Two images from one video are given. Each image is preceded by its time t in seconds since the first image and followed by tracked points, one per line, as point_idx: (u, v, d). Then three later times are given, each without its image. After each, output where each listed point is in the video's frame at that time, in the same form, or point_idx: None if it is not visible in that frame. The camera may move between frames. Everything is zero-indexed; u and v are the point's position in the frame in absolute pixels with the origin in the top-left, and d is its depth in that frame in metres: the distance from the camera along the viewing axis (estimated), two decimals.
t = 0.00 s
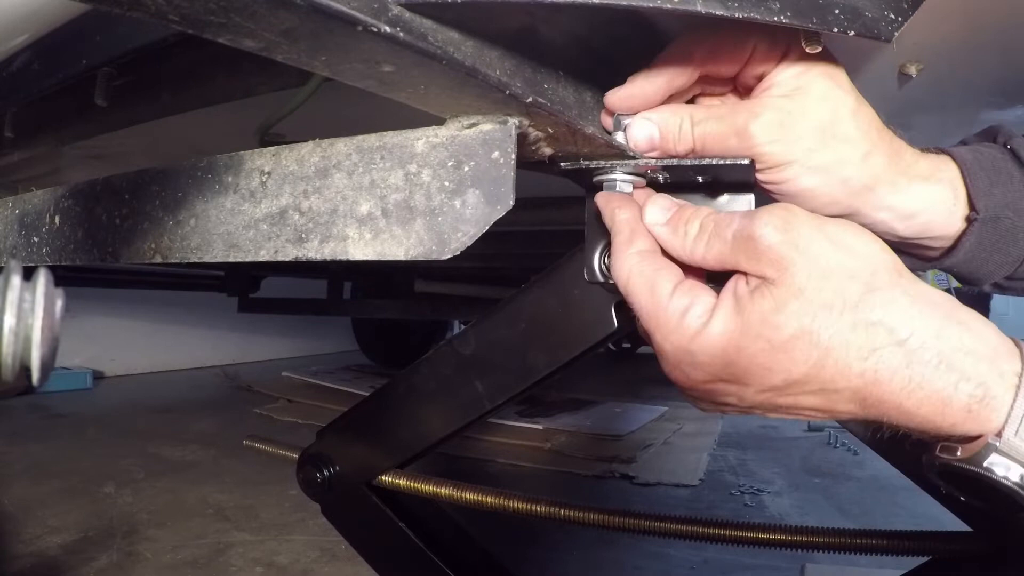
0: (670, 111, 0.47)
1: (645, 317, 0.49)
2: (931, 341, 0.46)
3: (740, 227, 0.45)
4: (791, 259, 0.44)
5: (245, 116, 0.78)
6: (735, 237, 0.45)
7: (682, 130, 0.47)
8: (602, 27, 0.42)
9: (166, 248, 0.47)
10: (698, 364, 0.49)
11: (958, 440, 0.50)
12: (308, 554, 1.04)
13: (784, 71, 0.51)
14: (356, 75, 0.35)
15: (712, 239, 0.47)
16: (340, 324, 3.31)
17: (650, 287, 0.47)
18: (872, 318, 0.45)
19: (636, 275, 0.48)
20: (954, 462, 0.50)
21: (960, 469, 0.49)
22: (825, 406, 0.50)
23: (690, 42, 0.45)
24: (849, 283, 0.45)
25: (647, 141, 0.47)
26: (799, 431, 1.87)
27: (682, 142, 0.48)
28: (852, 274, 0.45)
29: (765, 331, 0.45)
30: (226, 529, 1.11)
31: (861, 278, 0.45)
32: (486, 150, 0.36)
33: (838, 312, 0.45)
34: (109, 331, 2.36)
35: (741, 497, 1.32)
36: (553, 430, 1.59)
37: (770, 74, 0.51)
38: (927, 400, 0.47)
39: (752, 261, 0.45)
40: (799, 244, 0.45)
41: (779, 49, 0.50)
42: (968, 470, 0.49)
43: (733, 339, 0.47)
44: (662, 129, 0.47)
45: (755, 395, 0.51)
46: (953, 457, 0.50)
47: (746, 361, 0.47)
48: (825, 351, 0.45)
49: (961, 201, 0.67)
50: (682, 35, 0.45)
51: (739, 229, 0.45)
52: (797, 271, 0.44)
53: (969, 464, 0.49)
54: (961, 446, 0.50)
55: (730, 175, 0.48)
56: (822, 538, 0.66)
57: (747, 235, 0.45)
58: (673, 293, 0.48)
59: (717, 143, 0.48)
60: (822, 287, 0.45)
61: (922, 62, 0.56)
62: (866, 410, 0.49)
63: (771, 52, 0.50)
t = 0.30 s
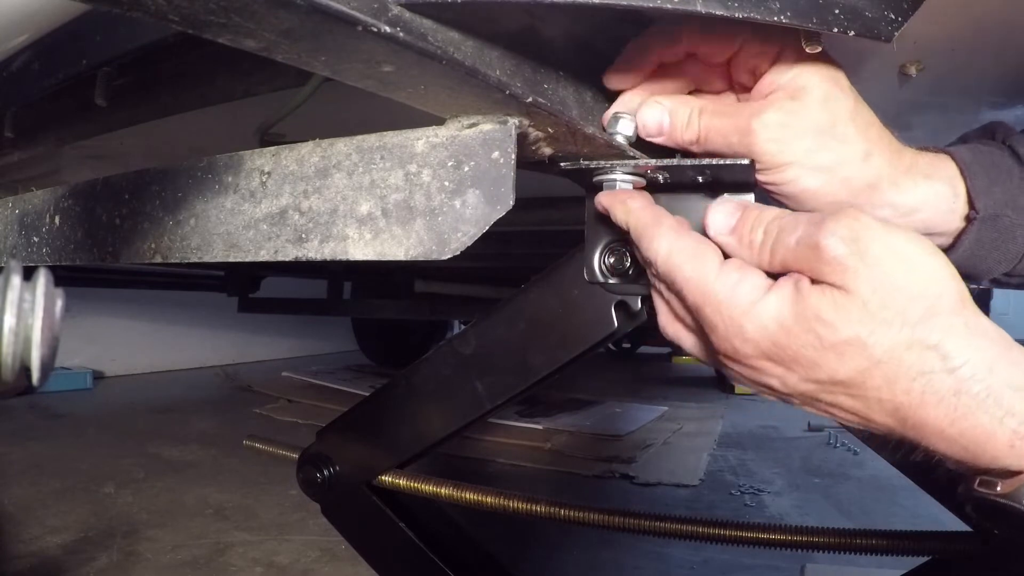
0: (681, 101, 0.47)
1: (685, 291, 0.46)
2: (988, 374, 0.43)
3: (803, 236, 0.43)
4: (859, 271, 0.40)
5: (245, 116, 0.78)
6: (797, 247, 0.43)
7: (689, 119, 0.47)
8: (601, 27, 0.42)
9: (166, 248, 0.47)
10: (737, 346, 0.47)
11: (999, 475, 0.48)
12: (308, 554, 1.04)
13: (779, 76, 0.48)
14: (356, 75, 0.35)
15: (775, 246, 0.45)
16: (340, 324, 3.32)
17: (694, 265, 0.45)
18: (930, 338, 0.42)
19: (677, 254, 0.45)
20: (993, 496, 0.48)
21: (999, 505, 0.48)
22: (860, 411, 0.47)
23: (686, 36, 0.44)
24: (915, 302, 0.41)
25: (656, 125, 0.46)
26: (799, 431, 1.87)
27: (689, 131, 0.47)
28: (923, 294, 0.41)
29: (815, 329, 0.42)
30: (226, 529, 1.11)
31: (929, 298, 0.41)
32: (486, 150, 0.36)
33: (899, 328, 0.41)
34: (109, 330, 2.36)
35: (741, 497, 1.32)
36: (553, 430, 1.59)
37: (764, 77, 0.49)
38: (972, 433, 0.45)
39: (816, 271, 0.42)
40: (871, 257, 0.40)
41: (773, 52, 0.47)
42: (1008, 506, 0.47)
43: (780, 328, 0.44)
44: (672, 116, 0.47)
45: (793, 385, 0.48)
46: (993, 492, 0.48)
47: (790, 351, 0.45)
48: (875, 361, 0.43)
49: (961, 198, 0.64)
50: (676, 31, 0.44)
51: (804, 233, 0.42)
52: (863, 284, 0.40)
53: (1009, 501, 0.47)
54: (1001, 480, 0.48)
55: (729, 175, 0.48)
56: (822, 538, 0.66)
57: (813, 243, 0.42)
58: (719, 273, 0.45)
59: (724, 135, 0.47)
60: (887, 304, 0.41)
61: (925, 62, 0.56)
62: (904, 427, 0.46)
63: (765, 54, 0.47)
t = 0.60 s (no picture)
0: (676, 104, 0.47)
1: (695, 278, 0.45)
2: (1003, 357, 0.43)
3: (818, 215, 0.41)
4: (878, 254, 0.40)
5: (245, 116, 0.78)
6: (812, 226, 0.42)
7: (681, 122, 0.46)
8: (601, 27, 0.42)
9: (166, 248, 0.47)
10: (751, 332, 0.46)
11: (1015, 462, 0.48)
12: (308, 554, 1.04)
13: (764, 68, 0.45)
14: (356, 74, 0.35)
15: (787, 225, 0.43)
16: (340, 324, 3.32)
17: (701, 253, 0.45)
18: (946, 322, 0.42)
19: (682, 245, 0.45)
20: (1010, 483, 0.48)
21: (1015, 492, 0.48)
22: (875, 397, 0.47)
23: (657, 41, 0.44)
24: (932, 286, 0.41)
25: (649, 129, 0.47)
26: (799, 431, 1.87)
27: (684, 133, 0.47)
28: (939, 277, 0.41)
29: (830, 312, 0.42)
30: (226, 529, 1.11)
31: (946, 283, 0.41)
32: (486, 150, 0.36)
33: (915, 311, 0.41)
34: (109, 330, 2.36)
35: (741, 497, 1.32)
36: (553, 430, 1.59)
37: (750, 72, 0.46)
38: (986, 418, 0.45)
39: (831, 251, 0.41)
40: (890, 238, 0.40)
41: (754, 44, 0.45)
42: None
43: (793, 313, 0.43)
44: (667, 118, 0.47)
45: (805, 371, 0.48)
46: (1010, 479, 0.48)
47: (805, 336, 0.44)
48: (889, 343, 0.42)
49: (979, 181, 0.57)
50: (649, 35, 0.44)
51: (819, 218, 0.41)
52: (881, 266, 0.40)
53: None
54: (1015, 467, 0.48)
55: (729, 175, 0.48)
56: (821, 538, 0.66)
57: (830, 226, 0.41)
58: (729, 258, 0.44)
59: (717, 134, 0.46)
60: (903, 286, 0.40)
61: (926, 62, 0.56)
62: (918, 412, 0.46)
63: (746, 46, 0.45)
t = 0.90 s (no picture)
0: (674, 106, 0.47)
1: (707, 268, 0.45)
2: (1006, 358, 0.43)
3: (828, 210, 0.41)
4: (886, 251, 0.40)
5: (245, 116, 0.78)
6: (821, 220, 0.41)
7: (680, 123, 0.46)
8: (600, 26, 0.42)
9: (166, 248, 0.47)
10: (756, 330, 0.46)
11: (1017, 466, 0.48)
12: (308, 554, 1.04)
13: (753, 63, 0.45)
14: (356, 75, 0.35)
15: (795, 219, 0.43)
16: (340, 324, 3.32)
17: (719, 242, 0.45)
18: (950, 322, 0.42)
19: (702, 230, 0.45)
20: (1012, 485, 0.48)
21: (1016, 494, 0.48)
22: (878, 398, 0.47)
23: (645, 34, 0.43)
24: (937, 285, 0.41)
25: (650, 131, 0.47)
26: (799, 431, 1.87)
27: (683, 133, 0.47)
28: (944, 277, 0.41)
29: (837, 309, 0.42)
30: (226, 529, 1.11)
31: (950, 283, 0.41)
32: (486, 150, 0.36)
33: (919, 310, 0.41)
34: (109, 330, 2.36)
35: (741, 497, 1.32)
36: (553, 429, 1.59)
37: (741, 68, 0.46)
38: (987, 419, 0.45)
39: (839, 247, 0.41)
40: (898, 236, 0.40)
41: (741, 39, 0.45)
42: None
43: (800, 310, 0.43)
44: (666, 120, 0.47)
45: (807, 370, 0.48)
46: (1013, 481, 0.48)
47: (810, 335, 0.44)
48: (893, 342, 0.42)
49: (985, 171, 0.57)
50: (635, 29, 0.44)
51: (829, 210, 0.41)
52: (889, 263, 0.40)
53: None
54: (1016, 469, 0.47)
55: (729, 175, 0.48)
56: (821, 538, 0.66)
57: (839, 220, 0.41)
58: (746, 250, 0.44)
59: (714, 131, 0.45)
60: (910, 285, 0.40)
61: (923, 62, 0.56)
62: (920, 414, 0.46)
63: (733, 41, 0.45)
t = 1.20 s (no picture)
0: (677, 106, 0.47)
1: (696, 275, 0.45)
2: (1000, 363, 0.43)
3: (821, 212, 0.41)
4: (879, 257, 0.40)
5: (245, 116, 0.78)
6: (814, 222, 0.41)
7: (682, 124, 0.46)
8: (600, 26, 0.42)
9: (166, 248, 0.47)
10: (746, 336, 0.46)
11: (1009, 466, 0.48)
12: (308, 554, 1.04)
13: (752, 65, 0.45)
14: (356, 75, 0.35)
15: (789, 220, 0.42)
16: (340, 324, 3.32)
17: (708, 250, 0.45)
18: (943, 328, 0.42)
19: (689, 238, 0.45)
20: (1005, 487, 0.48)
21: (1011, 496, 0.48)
22: (870, 402, 0.47)
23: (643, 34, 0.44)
24: (931, 291, 0.41)
25: (650, 131, 0.47)
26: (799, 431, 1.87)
27: (684, 134, 0.46)
28: (940, 282, 0.41)
29: (827, 317, 0.42)
30: (226, 529, 1.11)
31: (945, 288, 0.41)
32: (486, 150, 0.36)
33: (911, 316, 0.41)
34: (109, 330, 2.36)
35: (741, 497, 1.32)
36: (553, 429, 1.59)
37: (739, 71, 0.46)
38: (981, 422, 0.45)
39: (832, 252, 0.41)
40: (892, 242, 0.39)
41: (739, 42, 0.45)
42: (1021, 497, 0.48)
43: (789, 318, 0.43)
44: (667, 120, 0.47)
45: (799, 374, 0.48)
46: (1005, 483, 0.48)
47: (800, 342, 0.44)
48: (884, 349, 0.42)
49: (984, 167, 0.57)
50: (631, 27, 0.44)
51: (823, 213, 0.41)
52: (880, 270, 0.40)
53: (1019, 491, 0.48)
54: (1009, 471, 0.48)
55: (729, 174, 0.48)
56: (822, 538, 0.66)
57: (832, 223, 0.40)
58: (734, 256, 0.44)
59: (715, 134, 0.45)
60: (902, 291, 0.40)
61: (923, 62, 0.56)
62: (912, 417, 0.46)
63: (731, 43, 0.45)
